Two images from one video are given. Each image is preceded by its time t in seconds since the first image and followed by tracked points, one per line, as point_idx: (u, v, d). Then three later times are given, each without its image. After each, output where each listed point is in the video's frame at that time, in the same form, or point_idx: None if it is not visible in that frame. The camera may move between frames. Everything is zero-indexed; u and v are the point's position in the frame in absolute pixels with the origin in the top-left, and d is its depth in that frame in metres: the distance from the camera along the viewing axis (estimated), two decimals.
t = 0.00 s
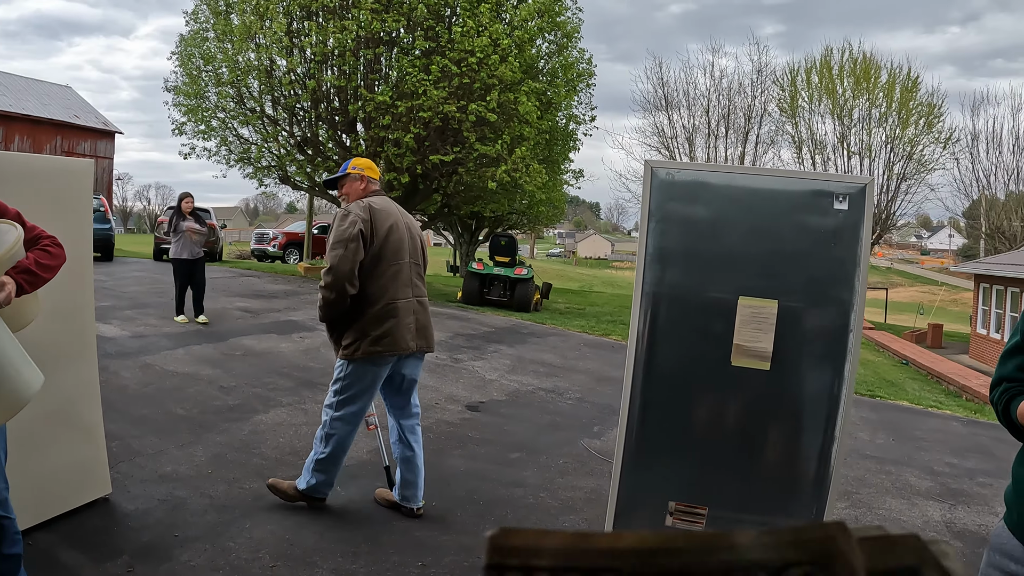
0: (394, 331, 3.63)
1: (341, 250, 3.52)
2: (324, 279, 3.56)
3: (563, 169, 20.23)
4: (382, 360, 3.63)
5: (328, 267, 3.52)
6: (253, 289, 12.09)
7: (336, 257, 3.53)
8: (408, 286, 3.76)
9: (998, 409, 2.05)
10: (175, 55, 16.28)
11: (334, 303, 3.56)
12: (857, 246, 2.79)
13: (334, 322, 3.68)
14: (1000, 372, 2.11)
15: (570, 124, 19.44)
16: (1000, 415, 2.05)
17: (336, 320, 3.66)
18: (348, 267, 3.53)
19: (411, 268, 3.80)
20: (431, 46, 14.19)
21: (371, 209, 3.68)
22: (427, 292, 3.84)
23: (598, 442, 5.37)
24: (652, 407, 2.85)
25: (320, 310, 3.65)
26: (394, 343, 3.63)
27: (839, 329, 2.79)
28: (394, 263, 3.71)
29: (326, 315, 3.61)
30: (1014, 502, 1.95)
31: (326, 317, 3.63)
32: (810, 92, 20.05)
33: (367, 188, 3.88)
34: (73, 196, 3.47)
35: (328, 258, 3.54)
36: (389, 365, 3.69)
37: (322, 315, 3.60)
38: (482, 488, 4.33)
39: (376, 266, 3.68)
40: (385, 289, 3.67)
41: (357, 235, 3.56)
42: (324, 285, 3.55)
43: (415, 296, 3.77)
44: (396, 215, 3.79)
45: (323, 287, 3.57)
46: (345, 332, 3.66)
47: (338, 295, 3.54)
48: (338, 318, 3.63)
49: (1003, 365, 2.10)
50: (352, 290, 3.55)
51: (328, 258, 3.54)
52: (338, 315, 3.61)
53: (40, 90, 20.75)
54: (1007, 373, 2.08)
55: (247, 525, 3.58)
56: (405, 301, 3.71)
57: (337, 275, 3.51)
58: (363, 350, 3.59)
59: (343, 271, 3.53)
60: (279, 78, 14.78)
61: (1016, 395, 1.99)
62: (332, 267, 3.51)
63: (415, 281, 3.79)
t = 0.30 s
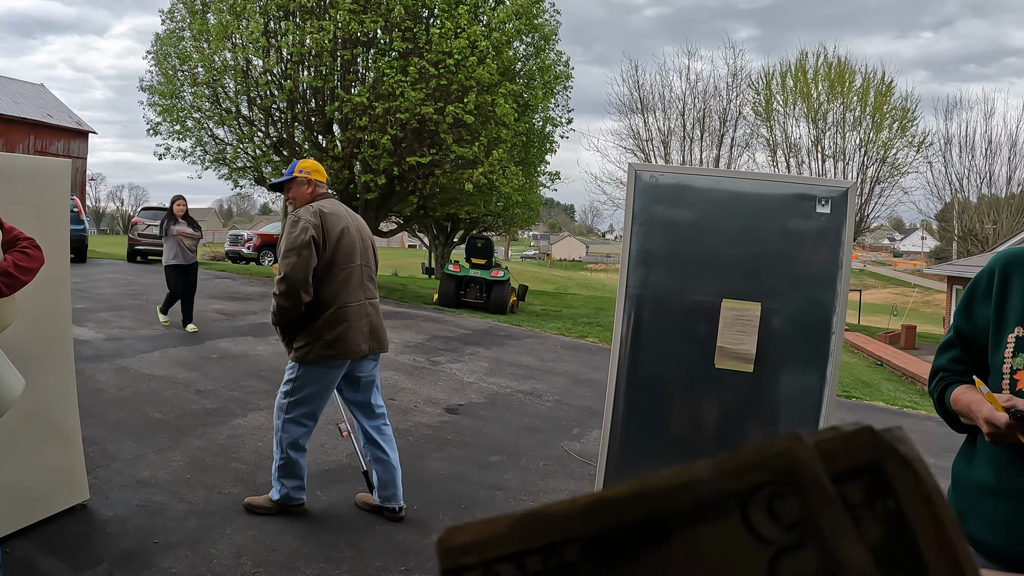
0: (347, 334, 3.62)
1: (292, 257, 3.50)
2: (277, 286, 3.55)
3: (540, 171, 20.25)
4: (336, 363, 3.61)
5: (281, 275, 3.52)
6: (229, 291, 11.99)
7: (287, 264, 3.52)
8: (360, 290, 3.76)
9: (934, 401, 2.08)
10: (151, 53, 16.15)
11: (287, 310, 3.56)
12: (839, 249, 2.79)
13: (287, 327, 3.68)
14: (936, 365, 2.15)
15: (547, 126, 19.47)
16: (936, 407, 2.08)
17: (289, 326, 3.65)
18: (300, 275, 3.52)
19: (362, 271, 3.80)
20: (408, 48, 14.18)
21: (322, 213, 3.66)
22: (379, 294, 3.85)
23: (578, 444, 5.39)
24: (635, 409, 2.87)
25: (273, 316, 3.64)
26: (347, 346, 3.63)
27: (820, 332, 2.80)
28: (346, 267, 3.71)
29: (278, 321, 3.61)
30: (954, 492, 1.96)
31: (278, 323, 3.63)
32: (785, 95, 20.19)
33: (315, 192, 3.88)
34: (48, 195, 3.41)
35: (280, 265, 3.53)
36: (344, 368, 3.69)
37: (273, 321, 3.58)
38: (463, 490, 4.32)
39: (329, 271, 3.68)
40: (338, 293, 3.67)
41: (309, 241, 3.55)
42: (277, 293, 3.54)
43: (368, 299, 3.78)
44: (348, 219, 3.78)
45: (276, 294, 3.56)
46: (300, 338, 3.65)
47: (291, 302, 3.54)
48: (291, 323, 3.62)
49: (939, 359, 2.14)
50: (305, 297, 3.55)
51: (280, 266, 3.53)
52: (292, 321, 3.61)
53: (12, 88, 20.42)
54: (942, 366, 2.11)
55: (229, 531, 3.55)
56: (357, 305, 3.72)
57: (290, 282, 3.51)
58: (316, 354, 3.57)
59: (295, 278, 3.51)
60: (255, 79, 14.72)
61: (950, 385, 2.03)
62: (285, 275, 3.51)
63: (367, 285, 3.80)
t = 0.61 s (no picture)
0: (299, 333, 3.68)
1: (243, 255, 3.52)
2: (227, 286, 3.54)
3: (518, 172, 20.33)
4: (289, 363, 3.66)
5: (231, 275, 3.51)
6: (207, 292, 11.90)
7: (239, 263, 3.53)
8: (309, 287, 3.82)
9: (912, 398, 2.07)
10: (129, 51, 16.02)
11: (238, 310, 3.55)
12: (820, 251, 2.82)
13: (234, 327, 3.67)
14: (913, 363, 2.14)
15: (526, 127, 19.52)
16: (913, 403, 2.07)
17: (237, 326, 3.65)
18: (252, 274, 3.54)
19: (311, 269, 3.86)
20: (388, 48, 14.16)
21: (271, 211, 3.69)
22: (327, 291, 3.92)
23: (558, 445, 5.39)
24: (619, 411, 2.87)
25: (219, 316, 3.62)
26: (299, 344, 3.68)
27: (802, 333, 2.83)
28: (296, 265, 3.76)
29: (225, 321, 3.60)
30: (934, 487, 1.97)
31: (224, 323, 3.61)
32: (762, 98, 20.44)
33: (262, 187, 3.88)
34: (26, 195, 3.37)
35: (230, 266, 3.53)
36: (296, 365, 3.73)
37: (223, 321, 3.58)
38: (444, 493, 4.32)
39: (279, 270, 3.71)
40: (288, 291, 3.71)
41: (261, 239, 3.57)
42: (226, 293, 3.53)
43: (317, 297, 3.85)
44: (296, 217, 3.81)
45: (225, 294, 3.55)
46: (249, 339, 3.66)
47: (242, 302, 3.54)
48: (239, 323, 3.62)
49: (915, 356, 2.14)
50: (256, 296, 3.57)
51: (230, 266, 3.53)
52: (241, 321, 3.60)
53: None
54: (919, 364, 2.11)
55: (209, 535, 3.52)
56: (307, 302, 3.77)
57: (241, 283, 3.51)
58: (270, 354, 3.61)
59: (248, 276, 3.53)
60: (233, 78, 14.66)
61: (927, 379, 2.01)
62: (236, 275, 3.50)
63: (315, 282, 3.86)
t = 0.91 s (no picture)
0: (281, 331, 3.70)
1: (223, 255, 3.51)
2: (206, 285, 3.51)
3: (510, 172, 20.35)
4: (270, 361, 3.66)
5: (211, 274, 3.49)
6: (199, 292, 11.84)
7: (218, 263, 3.51)
8: (288, 284, 3.83)
9: (949, 405, 2.01)
10: (121, 49, 15.98)
11: (218, 309, 3.53)
12: (817, 252, 2.82)
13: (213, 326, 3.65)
14: (949, 367, 2.08)
15: (518, 127, 19.56)
16: (949, 410, 2.01)
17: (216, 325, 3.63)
18: (232, 273, 3.52)
19: (288, 265, 3.87)
20: (380, 47, 14.17)
21: (250, 208, 3.68)
22: (305, 287, 3.94)
23: (551, 446, 5.39)
24: (616, 412, 2.87)
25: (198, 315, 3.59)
26: (280, 342, 3.69)
27: (800, 334, 2.83)
28: (275, 262, 3.77)
29: (204, 320, 3.57)
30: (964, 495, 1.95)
31: (203, 323, 3.58)
32: (754, 98, 20.54)
33: (239, 183, 3.88)
34: (15, 193, 3.34)
35: (209, 265, 3.50)
36: (275, 364, 3.74)
37: (200, 322, 3.56)
38: (438, 494, 4.30)
39: (259, 267, 3.70)
40: (268, 289, 3.72)
41: (241, 238, 3.56)
42: (206, 292, 3.51)
43: (295, 294, 3.86)
44: (274, 214, 3.81)
45: (204, 293, 3.52)
46: (229, 338, 3.65)
47: (223, 301, 3.52)
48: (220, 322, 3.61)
49: (952, 359, 2.07)
50: (236, 295, 3.56)
51: (210, 265, 3.51)
52: (221, 321, 3.58)
53: None
54: (957, 368, 2.05)
55: (203, 537, 3.51)
56: (286, 300, 3.79)
57: (221, 281, 3.50)
58: (253, 352, 3.61)
59: (227, 277, 3.52)
60: (225, 76, 14.62)
61: (971, 389, 1.95)
62: (216, 273, 3.49)
63: (293, 279, 3.87)
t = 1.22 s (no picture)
0: (273, 329, 3.71)
1: (223, 251, 3.50)
2: (203, 280, 3.50)
3: (503, 171, 20.37)
4: (261, 358, 3.67)
5: (210, 269, 3.48)
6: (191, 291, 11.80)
7: (218, 258, 3.50)
8: (281, 283, 3.84)
9: (985, 407, 1.88)
10: (113, 47, 15.93)
11: (213, 305, 3.52)
12: (814, 252, 2.84)
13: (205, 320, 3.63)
14: (990, 366, 1.94)
15: (511, 127, 19.58)
16: (986, 412, 1.88)
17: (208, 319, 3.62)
18: (231, 270, 3.52)
19: (282, 264, 3.87)
20: (374, 46, 14.16)
21: (250, 207, 3.68)
22: (296, 287, 3.95)
23: (546, 446, 5.39)
24: (613, 411, 2.87)
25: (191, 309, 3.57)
26: (272, 340, 3.70)
27: (798, 333, 2.85)
28: (270, 261, 3.77)
29: (197, 314, 3.55)
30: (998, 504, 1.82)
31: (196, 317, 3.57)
32: (747, 98, 20.60)
33: (237, 180, 3.86)
34: (9, 191, 3.33)
35: (208, 261, 3.49)
36: (264, 361, 3.75)
37: (193, 317, 3.54)
38: (434, 493, 4.30)
39: (254, 265, 3.70)
40: (261, 287, 3.71)
41: (241, 235, 3.56)
42: (203, 288, 3.49)
43: (287, 292, 3.87)
44: (271, 213, 3.81)
45: (200, 288, 3.50)
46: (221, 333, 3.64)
47: (219, 297, 3.52)
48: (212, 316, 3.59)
49: (993, 359, 1.93)
50: (234, 291, 3.55)
51: (209, 260, 3.49)
52: (215, 316, 3.57)
53: None
54: (997, 368, 1.91)
55: (198, 538, 3.50)
56: (278, 298, 3.79)
57: (220, 278, 3.49)
58: (246, 350, 3.62)
59: (226, 273, 3.51)
60: (218, 75, 14.59)
61: (1011, 392, 1.81)
62: (215, 269, 3.48)
63: (286, 278, 3.88)
